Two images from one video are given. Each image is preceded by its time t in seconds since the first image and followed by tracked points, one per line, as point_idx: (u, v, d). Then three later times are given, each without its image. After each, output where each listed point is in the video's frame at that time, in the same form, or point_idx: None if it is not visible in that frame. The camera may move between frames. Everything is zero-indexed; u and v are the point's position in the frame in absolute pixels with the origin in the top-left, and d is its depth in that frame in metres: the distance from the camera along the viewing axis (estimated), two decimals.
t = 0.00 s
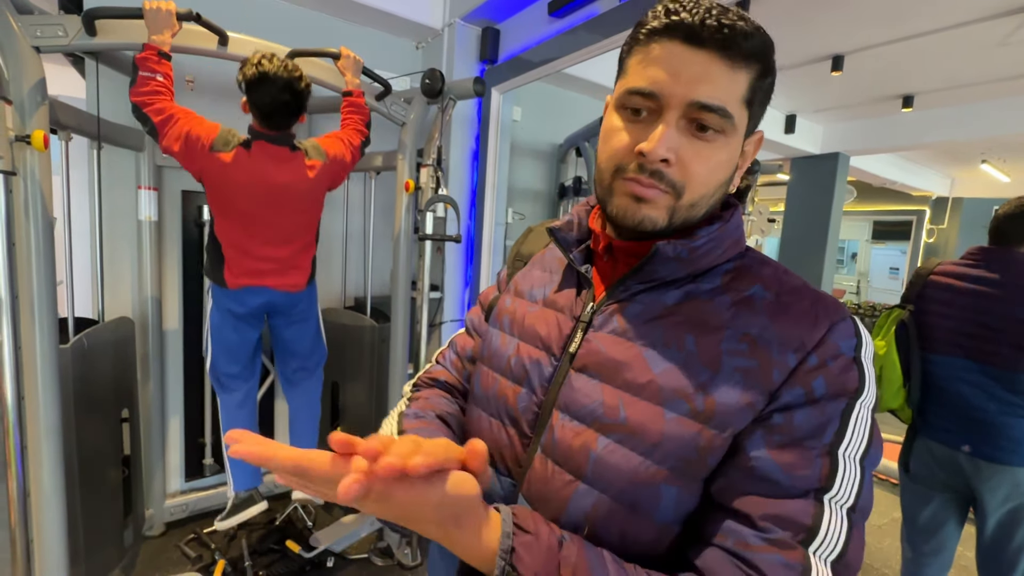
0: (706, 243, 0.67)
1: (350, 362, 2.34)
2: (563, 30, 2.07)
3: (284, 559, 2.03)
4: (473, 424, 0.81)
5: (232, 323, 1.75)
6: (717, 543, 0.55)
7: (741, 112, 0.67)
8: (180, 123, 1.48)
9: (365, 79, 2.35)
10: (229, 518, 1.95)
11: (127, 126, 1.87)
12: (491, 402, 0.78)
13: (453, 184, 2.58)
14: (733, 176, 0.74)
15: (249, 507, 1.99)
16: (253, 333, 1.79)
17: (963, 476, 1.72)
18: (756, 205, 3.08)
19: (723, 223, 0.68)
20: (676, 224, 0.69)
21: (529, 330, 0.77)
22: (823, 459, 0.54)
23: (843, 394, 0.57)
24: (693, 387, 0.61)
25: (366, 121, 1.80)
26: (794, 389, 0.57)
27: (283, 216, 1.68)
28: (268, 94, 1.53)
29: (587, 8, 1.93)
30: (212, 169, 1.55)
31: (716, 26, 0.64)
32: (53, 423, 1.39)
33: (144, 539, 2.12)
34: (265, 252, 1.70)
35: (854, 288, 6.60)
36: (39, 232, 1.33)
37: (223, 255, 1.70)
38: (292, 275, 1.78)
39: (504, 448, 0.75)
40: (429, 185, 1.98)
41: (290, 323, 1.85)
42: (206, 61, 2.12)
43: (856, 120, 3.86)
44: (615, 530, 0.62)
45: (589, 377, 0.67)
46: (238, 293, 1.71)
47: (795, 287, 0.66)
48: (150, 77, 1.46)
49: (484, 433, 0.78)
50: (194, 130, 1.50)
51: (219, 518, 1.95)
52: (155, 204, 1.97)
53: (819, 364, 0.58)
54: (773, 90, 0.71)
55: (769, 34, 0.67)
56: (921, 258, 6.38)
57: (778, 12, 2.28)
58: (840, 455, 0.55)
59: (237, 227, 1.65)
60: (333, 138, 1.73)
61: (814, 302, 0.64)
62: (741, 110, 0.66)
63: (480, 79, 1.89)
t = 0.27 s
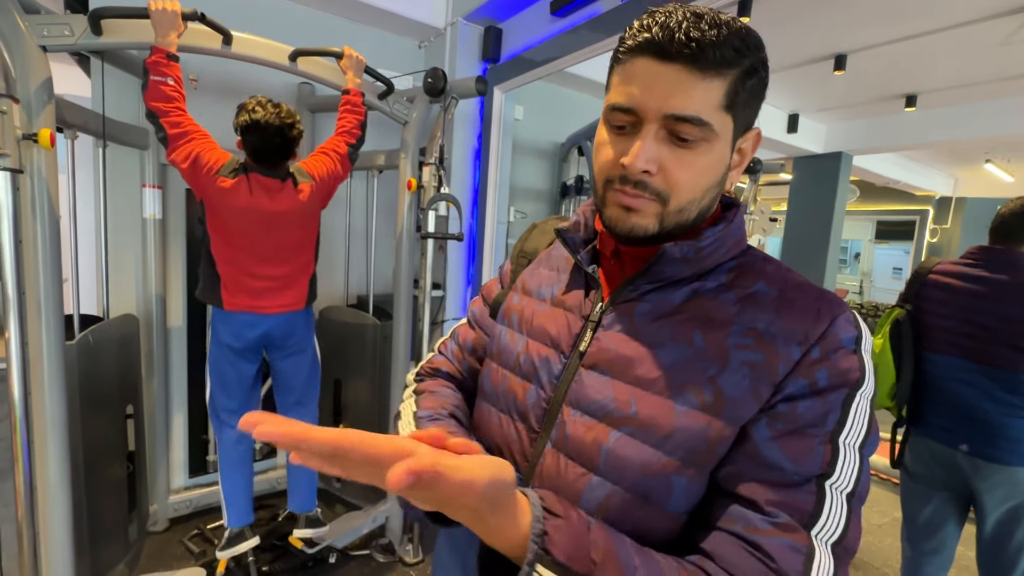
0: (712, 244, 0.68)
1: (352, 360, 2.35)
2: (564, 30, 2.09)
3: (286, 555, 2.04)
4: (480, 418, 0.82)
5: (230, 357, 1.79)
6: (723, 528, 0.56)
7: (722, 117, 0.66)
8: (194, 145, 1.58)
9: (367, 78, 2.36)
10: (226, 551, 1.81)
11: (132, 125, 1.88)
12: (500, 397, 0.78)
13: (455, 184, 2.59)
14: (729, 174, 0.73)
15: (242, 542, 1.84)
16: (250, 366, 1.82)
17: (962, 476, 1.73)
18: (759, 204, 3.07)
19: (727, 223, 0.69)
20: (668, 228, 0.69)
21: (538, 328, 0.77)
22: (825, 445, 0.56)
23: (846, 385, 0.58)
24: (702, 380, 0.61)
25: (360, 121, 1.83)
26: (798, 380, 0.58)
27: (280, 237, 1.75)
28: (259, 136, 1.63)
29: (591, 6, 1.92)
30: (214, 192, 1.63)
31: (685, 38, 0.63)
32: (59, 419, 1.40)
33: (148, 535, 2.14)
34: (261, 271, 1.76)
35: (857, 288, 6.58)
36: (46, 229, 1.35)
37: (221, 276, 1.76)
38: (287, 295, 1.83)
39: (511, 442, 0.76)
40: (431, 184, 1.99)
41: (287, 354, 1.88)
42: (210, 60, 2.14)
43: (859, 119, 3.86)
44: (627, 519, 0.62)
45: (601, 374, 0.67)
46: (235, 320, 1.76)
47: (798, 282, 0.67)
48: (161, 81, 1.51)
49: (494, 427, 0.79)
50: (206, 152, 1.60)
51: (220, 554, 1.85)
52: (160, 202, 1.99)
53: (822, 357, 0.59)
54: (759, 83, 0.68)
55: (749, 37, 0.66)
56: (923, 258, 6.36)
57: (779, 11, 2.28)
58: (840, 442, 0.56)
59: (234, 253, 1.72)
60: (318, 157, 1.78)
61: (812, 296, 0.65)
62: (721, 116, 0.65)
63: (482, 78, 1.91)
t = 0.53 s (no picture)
0: (705, 240, 0.69)
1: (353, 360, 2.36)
2: (565, 31, 2.11)
3: (288, 554, 2.05)
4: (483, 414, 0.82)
5: (230, 304, 1.73)
6: (720, 511, 0.56)
7: (700, 119, 0.66)
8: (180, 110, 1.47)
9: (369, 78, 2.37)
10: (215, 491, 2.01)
11: (135, 126, 1.89)
12: (504, 394, 0.78)
13: (456, 184, 2.59)
14: (716, 174, 0.74)
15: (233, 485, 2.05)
16: (250, 315, 1.77)
17: (962, 478, 1.73)
18: (759, 204, 3.07)
19: (720, 220, 0.70)
20: (656, 230, 0.70)
21: (541, 326, 0.78)
22: (822, 427, 0.55)
23: (841, 369, 0.58)
24: (697, 371, 0.62)
25: (367, 120, 1.80)
26: (793, 368, 0.59)
27: (286, 193, 1.63)
28: (266, 67, 1.48)
29: (591, 8, 1.96)
30: (214, 144, 1.53)
31: (657, 46, 0.64)
32: (62, 418, 1.41)
33: (150, 533, 2.15)
34: (264, 232, 1.67)
35: (858, 288, 6.56)
36: (50, 229, 1.36)
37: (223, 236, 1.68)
38: (292, 257, 1.75)
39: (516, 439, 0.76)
40: (432, 185, 2.00)
41: (287, 306, 1.82)
42: (212, 61, 2.15)
43: (860, 120, 3.86)
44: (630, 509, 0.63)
45: (601, 370, 0.67)
46: (236, 273, 1.68)
47: (792, 275, 0.67)
48: (154, 76, 1.47)
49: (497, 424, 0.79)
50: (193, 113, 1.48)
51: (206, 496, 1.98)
52: (162, 203, 2.00)
53: (815, 344, 0.59)
54: (739, 83, 0.68)
55: (725, 40, 0.66)
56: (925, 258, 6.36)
57: (779, 13, 2.28)
58: (838, 425, 0.56)
59: (238, 212, 1.62)
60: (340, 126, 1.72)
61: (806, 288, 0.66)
62: (699, 117, 0.66)
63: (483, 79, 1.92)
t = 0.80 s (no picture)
0: (705, 238, 0.69)
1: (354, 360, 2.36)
2: (566, 32, 2.11)
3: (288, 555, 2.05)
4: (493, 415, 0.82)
5: (233, 262, 1.66)
6: (718, 503, 0.55)
7: (664, 123, 0.66)
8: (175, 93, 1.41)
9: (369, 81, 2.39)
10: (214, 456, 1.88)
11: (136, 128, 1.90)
12: (512, 396, 0.79)
13: (456, 186, 2.59)
14: (701, 173, 0.73)
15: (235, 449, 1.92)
16: (254, 274, 1.71)
17: (965, 480, 1.72)
18: (760, 205, 3.04)
19: (719, 218, 0.70)
20: (642, 236, 0.71)
21: (548, 330, 0.78)
22: (822, 420, 0.54)
23: (842, 363, 0.57)
24: (698, 370, 0.62)
25: (375, 118, 1.78)
26: (794, 364, 0.58)
27: (294, 155, 1.56)
28: (275, 10, 1.38)
29: (592, 8, 1.96)
30: (223, 106, 1.47)
31: (608, 66, 0.65)
32: (63, 418, 1.42)
33: (152, 534, 2.16)
34: (271, 197, 1.61)
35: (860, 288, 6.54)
36: (51, 231, 1.36)
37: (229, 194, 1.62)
38: (297, 222, 1.68)
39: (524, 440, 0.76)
40: (433, 186, 2.00)
41: (290, 267, 1.75)
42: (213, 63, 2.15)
43: (861, 120, 3.85)
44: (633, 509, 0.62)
45: (604, 371, 0.68)
46: (242, 233, 1.62)
47: (793, 271, 0.67)
48: (155, 73, 1.45)
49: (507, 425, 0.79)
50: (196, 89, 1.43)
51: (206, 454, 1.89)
52: (164, 204, 2.01)
53: (815, 338, 0.59)
54: (705, 82, 0.68)
55: (684, 44, 0.66)
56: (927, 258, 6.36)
57: (780, 14, 2.28)
58: (840, 418, 0.54)
59: (243, 171, 1.55)
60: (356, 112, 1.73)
61: (807, 282, 0.66)
62: (664, 122, 0.66)
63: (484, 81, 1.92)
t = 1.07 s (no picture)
0: (697, 239, 0.68)
1: (354, 363, 2.36)
2: (566, 34, 2.10)
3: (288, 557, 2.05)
4: (489, 424, 0.82)
5: (234, 316, 1.75)
6: (709, 499, 0.56)
7: (686, 111, 0.67)
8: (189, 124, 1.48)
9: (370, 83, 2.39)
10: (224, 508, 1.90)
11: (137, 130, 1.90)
12: (508, 404, 0.78)
13: (456, 187, 2.58)
14: (704, 170, 0.74)
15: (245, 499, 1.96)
16: (254, 326, 1.80)
17: (967, 483, 1.72)
18: (760, 206, 3.01)
19: (711, 219, 0.70)
20: (651, 227, 0.70)
21: (544, 337, 0.78)
22: (815, 415, 0.55)
23: (837, 359, 0.57)
24: (692, 372, 0.62)
25: (369, 122, 1.83)
26: (788, 363, 0.58)
27: (289, 206, 1.66)
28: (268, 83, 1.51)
29: (592, 11, 1.95)
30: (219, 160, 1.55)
31: (637, 46, 0.66)
32: (64, 420, 1.42)
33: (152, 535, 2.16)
34: (267, 245, 1.69)
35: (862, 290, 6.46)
36: (52, 233, 1.37)
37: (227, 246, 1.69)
38: (294, 269, 1.77)
39: (521, 448, 0.75)
40: (433, 188, 1.99)
41: (290, 317, 1.85)
42: (214, 66, 2.16)
43: (862, 122, 3.85)
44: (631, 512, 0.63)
45: (599, 376, 0.68)
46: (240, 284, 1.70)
47: (787, 269, 0.67)
48: (156, 81, 1.47)
49: (504, 435, 0.78)
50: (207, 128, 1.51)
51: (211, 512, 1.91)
52: (164, 207, 2.01)
53: (809, 336, 0.59)
54: (719, 81, 0.70)
55: (704, 40, 0.69)
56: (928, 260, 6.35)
57: (782, 15, 2.28)
58: (834, 414, 0.55)
59: (241, 225, 1.64)
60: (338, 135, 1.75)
61: (803, 281, 0.66)
62: (685, 110, 0.67)
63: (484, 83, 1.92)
